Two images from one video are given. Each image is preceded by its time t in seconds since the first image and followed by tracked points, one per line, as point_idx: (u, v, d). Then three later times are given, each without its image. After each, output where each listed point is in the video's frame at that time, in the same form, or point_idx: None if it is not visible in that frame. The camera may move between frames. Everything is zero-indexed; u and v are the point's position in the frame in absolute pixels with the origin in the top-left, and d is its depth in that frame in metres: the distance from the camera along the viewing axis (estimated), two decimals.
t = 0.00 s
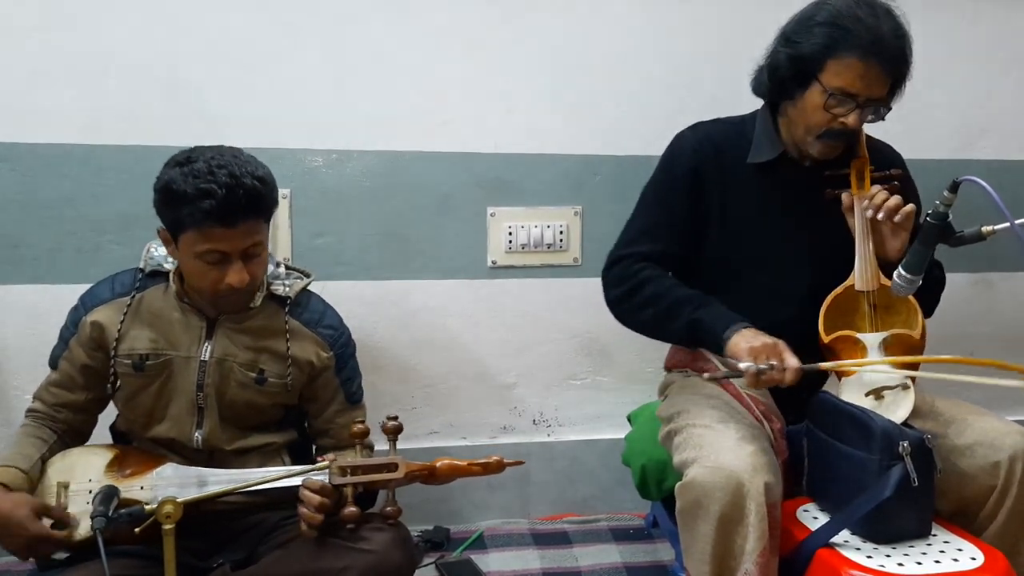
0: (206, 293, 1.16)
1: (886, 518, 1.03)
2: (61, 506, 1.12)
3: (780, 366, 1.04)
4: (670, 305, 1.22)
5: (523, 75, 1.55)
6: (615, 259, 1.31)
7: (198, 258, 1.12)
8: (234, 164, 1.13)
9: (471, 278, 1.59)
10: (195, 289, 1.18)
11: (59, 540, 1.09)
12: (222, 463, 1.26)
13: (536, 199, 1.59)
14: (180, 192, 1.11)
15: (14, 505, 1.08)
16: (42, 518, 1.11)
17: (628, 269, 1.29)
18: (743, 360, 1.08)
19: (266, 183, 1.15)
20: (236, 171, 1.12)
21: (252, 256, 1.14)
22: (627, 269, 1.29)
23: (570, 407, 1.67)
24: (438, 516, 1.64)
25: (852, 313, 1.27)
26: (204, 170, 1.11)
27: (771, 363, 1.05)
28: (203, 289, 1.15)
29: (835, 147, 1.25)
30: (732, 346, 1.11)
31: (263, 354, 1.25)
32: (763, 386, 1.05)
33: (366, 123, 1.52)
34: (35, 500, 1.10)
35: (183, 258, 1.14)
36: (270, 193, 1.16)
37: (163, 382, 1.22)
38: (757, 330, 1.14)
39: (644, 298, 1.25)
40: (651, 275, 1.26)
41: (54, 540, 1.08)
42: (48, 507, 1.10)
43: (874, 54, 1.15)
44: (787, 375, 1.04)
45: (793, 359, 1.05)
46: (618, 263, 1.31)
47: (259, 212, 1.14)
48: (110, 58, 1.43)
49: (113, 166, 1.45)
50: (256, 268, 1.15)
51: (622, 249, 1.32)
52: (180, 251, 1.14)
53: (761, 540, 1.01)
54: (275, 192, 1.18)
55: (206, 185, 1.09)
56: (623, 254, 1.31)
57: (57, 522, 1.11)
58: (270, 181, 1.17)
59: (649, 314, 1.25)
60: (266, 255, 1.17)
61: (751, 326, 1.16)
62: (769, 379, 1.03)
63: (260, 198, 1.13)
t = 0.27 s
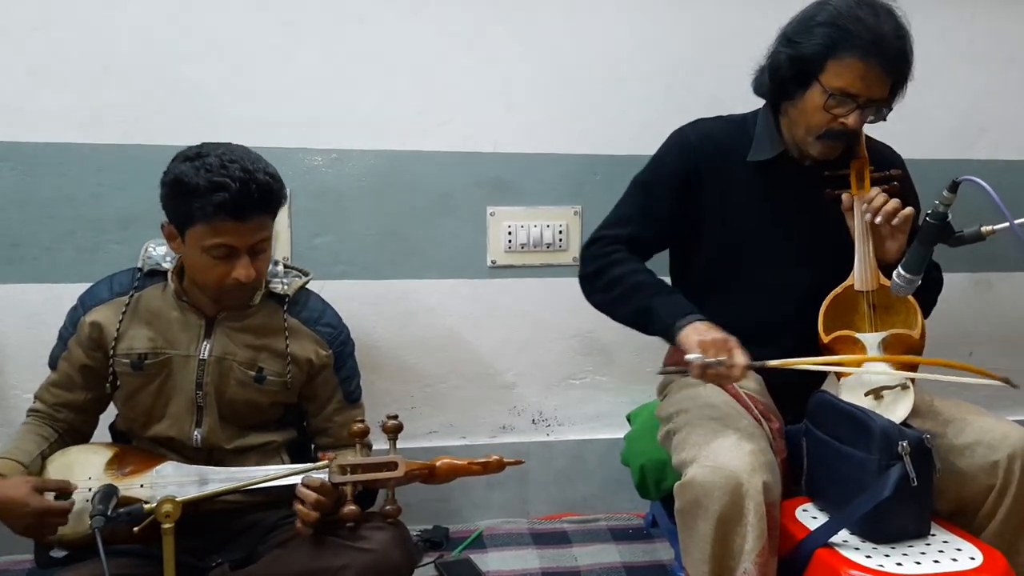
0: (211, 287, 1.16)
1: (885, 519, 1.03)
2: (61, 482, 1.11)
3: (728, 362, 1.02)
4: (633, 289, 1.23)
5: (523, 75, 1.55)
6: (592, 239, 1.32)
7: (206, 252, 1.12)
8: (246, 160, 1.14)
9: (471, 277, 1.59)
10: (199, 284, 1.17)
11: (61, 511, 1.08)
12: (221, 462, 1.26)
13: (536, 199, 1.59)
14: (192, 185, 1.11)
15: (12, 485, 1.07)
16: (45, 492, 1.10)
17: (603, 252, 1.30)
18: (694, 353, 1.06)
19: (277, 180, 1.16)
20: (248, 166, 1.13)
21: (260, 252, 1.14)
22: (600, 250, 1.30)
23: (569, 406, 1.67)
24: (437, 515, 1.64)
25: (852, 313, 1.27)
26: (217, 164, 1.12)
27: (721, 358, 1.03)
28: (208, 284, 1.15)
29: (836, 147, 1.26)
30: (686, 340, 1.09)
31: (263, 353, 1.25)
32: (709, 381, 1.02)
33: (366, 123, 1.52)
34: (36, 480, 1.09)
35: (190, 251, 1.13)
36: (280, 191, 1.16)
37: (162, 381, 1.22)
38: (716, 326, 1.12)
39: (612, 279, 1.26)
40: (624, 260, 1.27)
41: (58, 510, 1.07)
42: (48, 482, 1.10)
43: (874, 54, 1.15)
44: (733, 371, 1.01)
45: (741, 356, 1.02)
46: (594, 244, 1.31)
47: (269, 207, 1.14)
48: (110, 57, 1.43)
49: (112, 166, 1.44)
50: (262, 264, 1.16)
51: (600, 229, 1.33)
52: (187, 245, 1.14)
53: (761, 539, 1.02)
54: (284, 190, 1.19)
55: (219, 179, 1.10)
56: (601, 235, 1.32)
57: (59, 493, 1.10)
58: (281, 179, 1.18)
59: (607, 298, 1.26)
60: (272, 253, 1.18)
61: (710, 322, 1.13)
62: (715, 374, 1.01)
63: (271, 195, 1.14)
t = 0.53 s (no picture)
0: (214, 285, 1.16)
1: (883, 518, 1.03)
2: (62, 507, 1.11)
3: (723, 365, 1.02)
4: (634, 293, 1.22)
5: (522, 75, 1.55)
6: (595, 243, 1.31)
7: (214, 249, 1.12)
8: (256, 159, 1.15)
9: (470, 277, 1.59)
10: (202, 281, 1.17)
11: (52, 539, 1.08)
12: (220, 461, 1.26)
13: (535, 198, 1.59)
14: (203, 182, 1.11)
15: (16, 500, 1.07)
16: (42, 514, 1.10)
17: (605, 255, 1.29)
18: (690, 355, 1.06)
19: (286, 180, 1.17)
20: (259, 166, 1.13)
21: (266, 251, 1.15)
22: (602, 254, 1.29)
23: (569, 406, 1.67)
24: (436, 514, 1.64)
25: (852, 313, 1.27)
26: (228, 162, 1.12)
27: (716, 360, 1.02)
28: (212, 281, 1.15)
29: (834, 146, 1.26)
30: (682, 342, 1.10)
31: (263, 352, 1.25)
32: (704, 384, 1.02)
33: (365, 122, 1.52)
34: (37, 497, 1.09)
35: (196, 248, 1.13)
36: (289, 192, 1.17)
37: (162, 379, 1.22)
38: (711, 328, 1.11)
39: (612, 284, 1.25)
40: (624, 263, 1.27)
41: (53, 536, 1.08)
42: (50, 504, 1.10)
43: (870, 52, 1.15)
44: (729, 375, 1.01)
45: (738, 358, 1.02)
46: (597, 247, 1.31)
47: (278, 207, 1.15)
48: (109, 55, 1.43)
49: (111, 164, 1.44)
50: (267, 263, 1.16)
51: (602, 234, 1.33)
52: (193, 242, 1.14)
53: (760, 538, 1.02)
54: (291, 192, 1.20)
55: (231, 177, 1.10)
56: (602, 239, 1.31)
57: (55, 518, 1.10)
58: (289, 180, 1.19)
59: (609, 302, 1.25)
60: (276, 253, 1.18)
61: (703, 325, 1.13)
62: (711, 377, 1.01)
63: (281, 195, 1.15)
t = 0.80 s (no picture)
0: (217, 285, 1.16)
1: (883, 518, 1.03)
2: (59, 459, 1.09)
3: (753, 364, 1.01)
4: (649, 299, 1.22)
5: (522, 74, 1.55)
6: (603, 251, 1.32)
7: (219, 249, 1.12)
8: (263, 161, 1.15)
9: (470, 276, 1.59)
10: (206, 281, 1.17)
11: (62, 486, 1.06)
12: (219, 460, 1.26)
13: (535, 197, 1.59)
14: (209, 182, 1.11)
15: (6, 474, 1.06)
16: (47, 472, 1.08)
17: (613, 263, 1.29)
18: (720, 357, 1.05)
19: (292, 182, 1.17)
20: (266, 168, 1.14)
21: (270, 253, 1.15)
22: (612, 261, 1.29)
23: (568, 405, 1.67)
24: (435, 513, 1.64)
25: (851, 312, 1.27)
26: (234, 163, 1.12)
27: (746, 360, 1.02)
28: (215, 281, 1.15)
29: (831, 146, 1.26)
30: (709, 345, 1.09)
31: (264, 351, 1.25)
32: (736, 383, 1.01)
33: (364, 121, 1.52)
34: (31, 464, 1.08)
35: (201, 247, 1.13)
36: (294, 194, 1.18)
37: (163, 378, 1.22)
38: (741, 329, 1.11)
39: (627, 291, 1.25)
40: (636, 269, 1.27)
41: (61, 484, 1.06)
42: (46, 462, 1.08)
43: (864, 52, 1.15)
44: (759, 373, 1.00)
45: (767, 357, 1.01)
46: (604, 256, 1.31)
47: (284, 209, 1.15)
48: (108, 53, 1.43)
49: (111, 163, 1.44)
50: (271, 265, 1.16)
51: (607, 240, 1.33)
52: (198, 241, 1.14)
53: (760, 537, 1.02)
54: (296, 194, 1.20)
55: (238, 178, 1.10)
56: (612, 246, 1.31)
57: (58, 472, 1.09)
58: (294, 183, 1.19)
59: (626, 311, 1.25)
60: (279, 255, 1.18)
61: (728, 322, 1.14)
62: (741, 376, 1.00)
63: (288, 197, 1.15)
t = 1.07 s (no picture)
0: (212, 288, 1.16)
1: (882, 518, 1.03)
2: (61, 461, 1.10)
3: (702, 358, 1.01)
4: (621, 285, 1.22)
5: (522, 74, 1.55)
6: (590, 236, 1.32)
7: (207, 254, 1.11)
8: (249, 162, 1.14)
9: (469, 275, 1.59)
10: (202, 284, 1.18)
11: (62, 486, 1.07)
12: (220, 459, 1.26)
13: (535, 197, 1.59)
14: (193, 187, 1.11)
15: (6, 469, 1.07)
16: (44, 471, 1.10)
17: (599, 249, 1.29)
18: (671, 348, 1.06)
19: (279, 184, 1.16)
20: (250, 170, 1.13)
21: (260, 255, 1.14)
22: (596, 248, 1.30)
23: (568, 405, 1.67)
24: (435, 513, 1.64)
25: (850, 312, 1.27)
26: (219, 167, 1.11)
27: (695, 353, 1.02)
28: (210, 284, 1.15)
29: (831, 146, 1.25)
30: (663, 336, 1.10)
31: (264, 351, 1.25)
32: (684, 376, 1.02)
33: (364, 121, 1.52)
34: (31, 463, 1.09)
35: (191, 252, 1.13)
36: (282, 194, 1.16)
37: (163, 377, 1.22)
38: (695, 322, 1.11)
39: (600, 276, 1.25)
40: (614, 256, 1.27)
41: (60, 485, 1.07)
42: (46, 462, 1.09)
43: (864, 51, 1.15)
44: (708, 367, 1.00)
45: (717, 351, 1.02)
46: (591, 240, 1.32)
47: (272, 211, 1.14)
48: (108, 53, 1.42)
49: (111, 163, 1.44)
50: (263, 267, 1.15)
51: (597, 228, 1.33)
52: (188, 246, 1.14)
53: (760, 537, 1.02)
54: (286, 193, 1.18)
55: (221, 183, 1.10)
56: (597, 232, 1.32)
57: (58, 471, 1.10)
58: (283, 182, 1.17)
59: (597, 295, 1.25)
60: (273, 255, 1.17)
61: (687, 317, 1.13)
62: (690, 369, 1.00)
63: (275, 199, 1.14)
